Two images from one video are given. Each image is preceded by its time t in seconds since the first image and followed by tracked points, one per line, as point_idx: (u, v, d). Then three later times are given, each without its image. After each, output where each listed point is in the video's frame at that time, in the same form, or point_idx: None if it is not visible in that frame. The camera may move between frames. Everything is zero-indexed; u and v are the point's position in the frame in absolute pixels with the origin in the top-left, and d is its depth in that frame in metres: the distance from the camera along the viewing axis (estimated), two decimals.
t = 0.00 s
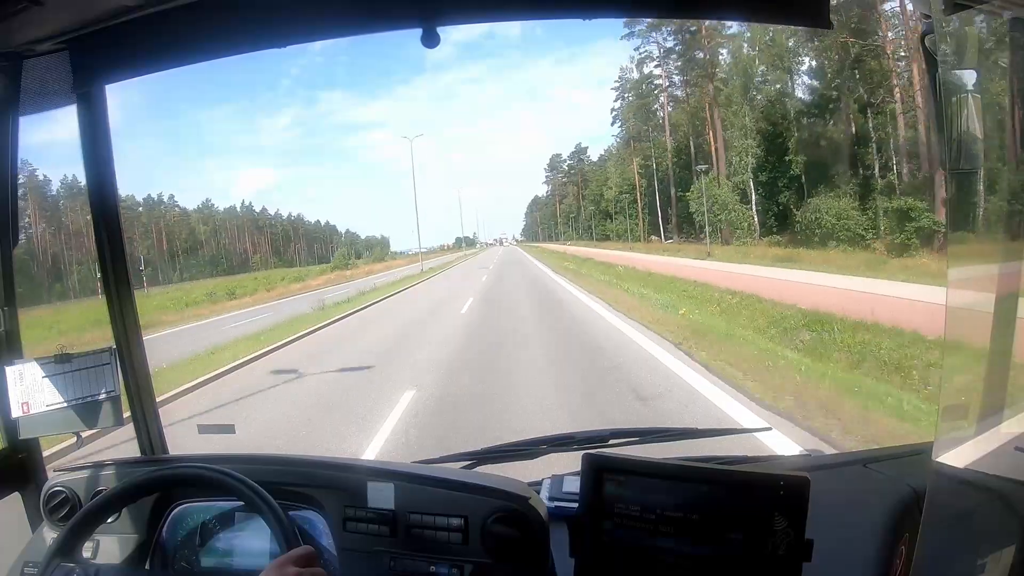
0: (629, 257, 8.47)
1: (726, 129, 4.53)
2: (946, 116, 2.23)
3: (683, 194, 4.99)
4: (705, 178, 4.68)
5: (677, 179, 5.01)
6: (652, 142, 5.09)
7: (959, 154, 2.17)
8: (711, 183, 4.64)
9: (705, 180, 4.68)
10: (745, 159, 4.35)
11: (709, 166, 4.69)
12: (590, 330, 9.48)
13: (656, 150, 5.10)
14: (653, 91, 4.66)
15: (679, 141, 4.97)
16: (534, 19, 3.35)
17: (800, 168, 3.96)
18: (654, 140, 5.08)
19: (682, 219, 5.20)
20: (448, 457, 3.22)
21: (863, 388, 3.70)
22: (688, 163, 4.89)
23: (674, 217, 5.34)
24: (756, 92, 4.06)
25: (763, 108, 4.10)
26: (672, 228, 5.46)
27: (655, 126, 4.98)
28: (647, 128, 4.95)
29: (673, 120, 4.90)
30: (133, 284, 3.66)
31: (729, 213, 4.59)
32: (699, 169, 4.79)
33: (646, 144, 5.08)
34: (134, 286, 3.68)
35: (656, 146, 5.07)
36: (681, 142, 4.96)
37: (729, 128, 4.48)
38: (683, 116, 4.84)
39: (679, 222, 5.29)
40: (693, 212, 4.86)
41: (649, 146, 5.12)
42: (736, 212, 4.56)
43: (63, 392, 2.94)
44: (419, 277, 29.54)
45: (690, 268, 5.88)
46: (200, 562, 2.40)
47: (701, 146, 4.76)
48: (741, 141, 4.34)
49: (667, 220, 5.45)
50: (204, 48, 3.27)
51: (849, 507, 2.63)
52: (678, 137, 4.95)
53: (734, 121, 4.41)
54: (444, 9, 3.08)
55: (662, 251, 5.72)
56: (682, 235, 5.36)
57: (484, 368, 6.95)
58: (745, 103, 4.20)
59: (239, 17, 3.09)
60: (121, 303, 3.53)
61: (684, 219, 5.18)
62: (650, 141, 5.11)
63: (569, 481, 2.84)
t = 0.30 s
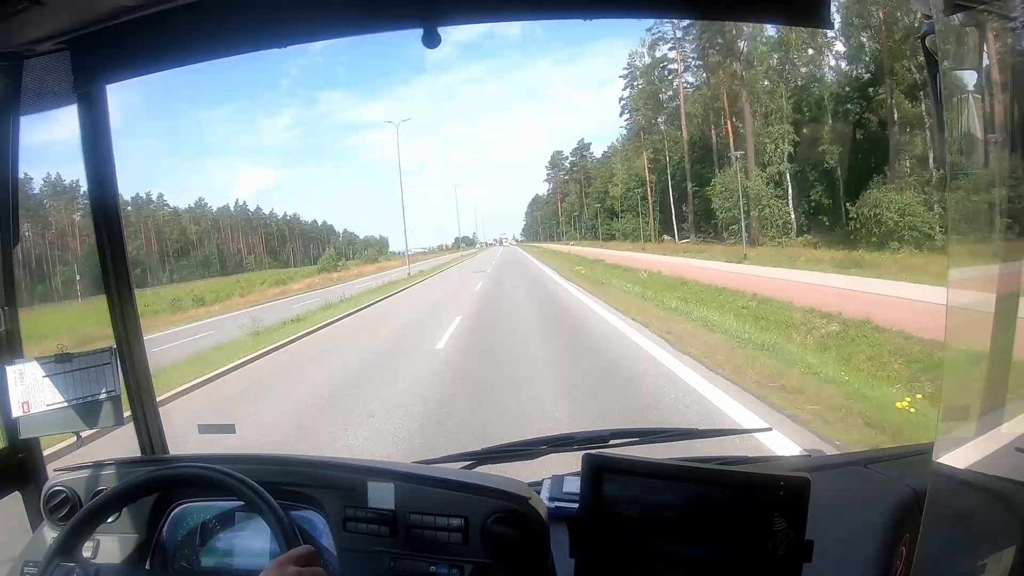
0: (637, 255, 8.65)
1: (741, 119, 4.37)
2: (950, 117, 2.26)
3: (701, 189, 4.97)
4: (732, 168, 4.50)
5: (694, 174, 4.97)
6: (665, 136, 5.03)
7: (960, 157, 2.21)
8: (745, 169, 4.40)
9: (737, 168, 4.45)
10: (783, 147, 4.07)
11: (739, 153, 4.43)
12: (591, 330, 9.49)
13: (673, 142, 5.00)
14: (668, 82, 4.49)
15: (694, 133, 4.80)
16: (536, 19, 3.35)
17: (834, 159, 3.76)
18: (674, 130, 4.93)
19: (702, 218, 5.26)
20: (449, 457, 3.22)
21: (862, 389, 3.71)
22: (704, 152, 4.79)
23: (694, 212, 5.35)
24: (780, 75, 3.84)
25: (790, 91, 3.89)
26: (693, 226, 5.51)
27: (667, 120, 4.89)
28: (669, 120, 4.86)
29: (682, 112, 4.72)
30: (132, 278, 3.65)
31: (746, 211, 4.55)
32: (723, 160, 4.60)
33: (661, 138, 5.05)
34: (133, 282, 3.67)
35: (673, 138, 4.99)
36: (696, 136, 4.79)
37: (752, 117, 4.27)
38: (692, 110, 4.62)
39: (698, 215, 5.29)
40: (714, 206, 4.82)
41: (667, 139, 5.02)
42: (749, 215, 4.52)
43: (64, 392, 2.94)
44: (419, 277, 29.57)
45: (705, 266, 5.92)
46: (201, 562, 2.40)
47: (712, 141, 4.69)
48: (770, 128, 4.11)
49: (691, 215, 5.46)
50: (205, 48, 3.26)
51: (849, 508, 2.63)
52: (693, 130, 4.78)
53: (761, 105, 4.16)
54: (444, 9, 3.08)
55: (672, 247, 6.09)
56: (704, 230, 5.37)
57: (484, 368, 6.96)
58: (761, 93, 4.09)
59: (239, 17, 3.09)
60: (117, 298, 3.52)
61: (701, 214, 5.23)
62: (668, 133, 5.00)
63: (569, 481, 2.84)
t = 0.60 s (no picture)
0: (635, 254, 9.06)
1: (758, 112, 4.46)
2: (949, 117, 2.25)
3: (723, 183, 5.04)
4: (753, 167, 4.73)
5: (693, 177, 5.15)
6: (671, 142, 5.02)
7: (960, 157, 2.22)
8: (779, 162, 4.49)
9: (769, 158, 4.57)
10: (830, 131, 3.95)
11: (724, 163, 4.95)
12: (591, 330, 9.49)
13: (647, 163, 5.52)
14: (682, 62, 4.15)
15: (717, 129, 4.79)
16: (536, 19, 3.36)
17: (872, 148, 3.58)
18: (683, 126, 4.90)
19: (723, 215, 5.21)
20: (449, 457, 3.22)
21: (862, 388, 3.71)
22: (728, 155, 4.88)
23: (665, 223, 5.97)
24: (812, 63, 3.72)
25: (837, 69, 3.65)
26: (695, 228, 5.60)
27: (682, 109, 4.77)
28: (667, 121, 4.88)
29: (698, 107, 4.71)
30: (133, 275, 3.66)
31: (785, 205, 4.64)
32: (738, 158, 4.80)
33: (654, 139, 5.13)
34: (134, 280, 3.69)
35: (673, 140, 5.02)
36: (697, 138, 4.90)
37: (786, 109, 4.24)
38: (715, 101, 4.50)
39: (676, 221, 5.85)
40: (742, 201, 4.96)
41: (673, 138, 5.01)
42: (788, 214, 4.68)
43: (64, 393, 2.94)
44: (419, 277, 29.60)
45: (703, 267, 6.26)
46: (201, 563, 2.40)
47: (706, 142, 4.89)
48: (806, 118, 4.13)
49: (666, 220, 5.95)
50: (206, 49, 3.26)
51: (850, 508, 2.63)
52: (711, 122, 4.75)
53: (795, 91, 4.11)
54: (445, 9, 3.08)
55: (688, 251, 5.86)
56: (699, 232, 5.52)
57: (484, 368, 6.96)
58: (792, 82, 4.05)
59: (239, 18, 3.09)
60: (119, 297, 3.53)
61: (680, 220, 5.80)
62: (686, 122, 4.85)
63: (569, 481, 2.84)
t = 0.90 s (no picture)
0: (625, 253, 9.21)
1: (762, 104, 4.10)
2: (949, 116, 2.26)
3: (750, 174, 4.39)
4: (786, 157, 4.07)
5: (695, 180, 4.77)
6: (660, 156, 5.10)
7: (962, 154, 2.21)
8: (819, 150, 3.82)
9: (811, 142, 3.84)
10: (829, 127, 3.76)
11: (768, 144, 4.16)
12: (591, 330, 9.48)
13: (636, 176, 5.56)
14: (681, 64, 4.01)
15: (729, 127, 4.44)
16: (535, 19, 3.35)
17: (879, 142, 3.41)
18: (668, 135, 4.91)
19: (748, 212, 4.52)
20: (450, 457, 3.22)
21: (863, 387, 3.70)
22: (753, 142, 4.32)
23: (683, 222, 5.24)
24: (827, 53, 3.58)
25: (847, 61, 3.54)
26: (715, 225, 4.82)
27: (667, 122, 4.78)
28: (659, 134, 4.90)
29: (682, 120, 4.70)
30: (134, 276, 3.66)
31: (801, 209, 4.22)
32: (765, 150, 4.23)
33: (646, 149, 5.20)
34: (136, 281, 3.69)
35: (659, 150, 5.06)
36: (699, 148, 4.72)
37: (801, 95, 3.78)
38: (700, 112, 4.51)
39: (693, 219, 5.07)
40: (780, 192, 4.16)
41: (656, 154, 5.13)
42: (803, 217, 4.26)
43: (65, 395, 2.93)
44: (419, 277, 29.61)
45: (682, 264, 6.35)
46: (203, 564, 2.41)
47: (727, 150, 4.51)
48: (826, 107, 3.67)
49: (681, 221, 5.28)
50: (205, 50, 3.26)
51: (851, 507, 2.63)
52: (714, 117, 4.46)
53: (821, 73, 3.64)
54: (445, 9, 3.08)
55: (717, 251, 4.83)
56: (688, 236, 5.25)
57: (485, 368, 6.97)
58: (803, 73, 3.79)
59: (236, 17, 3.08)
60: (121, 300, 3.53)
61: (722, 215, 4.69)
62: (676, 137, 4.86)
63: (571, 481, 2.83)
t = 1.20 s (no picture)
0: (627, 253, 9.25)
1: (786, 95, 3.91)
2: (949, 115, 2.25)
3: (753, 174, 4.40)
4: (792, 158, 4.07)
5: (712, 175, 4.78)
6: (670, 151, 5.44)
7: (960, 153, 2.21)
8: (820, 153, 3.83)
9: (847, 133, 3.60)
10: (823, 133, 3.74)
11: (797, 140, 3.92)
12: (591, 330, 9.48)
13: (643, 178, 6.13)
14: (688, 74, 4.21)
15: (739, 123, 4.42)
16: (535, 19, 3.35)
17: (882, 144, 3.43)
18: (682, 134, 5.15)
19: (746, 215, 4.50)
20: (450, 457, 3.21)
21: (863, 387, 3.70)
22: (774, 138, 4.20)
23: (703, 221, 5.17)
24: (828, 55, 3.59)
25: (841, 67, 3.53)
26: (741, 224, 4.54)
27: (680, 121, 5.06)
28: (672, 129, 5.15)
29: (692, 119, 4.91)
30: (134, 277, 3.66)
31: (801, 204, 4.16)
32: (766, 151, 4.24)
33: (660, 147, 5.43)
34: (136, 282, 3.69)
35: (675, 147, 5.31)
36: (717, 140, 4.67)
37: (830, 95, 3.53)
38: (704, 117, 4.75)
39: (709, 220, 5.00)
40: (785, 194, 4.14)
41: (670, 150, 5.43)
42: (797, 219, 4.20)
43: (65, 395, 2.93)
44: (418, 277, 29.62)
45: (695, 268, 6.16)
46: (203, 564, 2.41)
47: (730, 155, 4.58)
48: (864, 95, 3.38)
49: (702, 218, 5.13)
50: (204, 49, 3.26)
51: (851, 508, 2.62)
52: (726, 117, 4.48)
53: (855, 63, 3.41)
54: (445, 9, 3.08)
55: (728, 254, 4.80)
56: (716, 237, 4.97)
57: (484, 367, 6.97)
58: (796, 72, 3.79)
59: (236, 17, 3.07)
60: (121, 301, 3.53)
61: (752, 212, 4.41)
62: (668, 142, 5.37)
63: (571, 481, 2.83)
